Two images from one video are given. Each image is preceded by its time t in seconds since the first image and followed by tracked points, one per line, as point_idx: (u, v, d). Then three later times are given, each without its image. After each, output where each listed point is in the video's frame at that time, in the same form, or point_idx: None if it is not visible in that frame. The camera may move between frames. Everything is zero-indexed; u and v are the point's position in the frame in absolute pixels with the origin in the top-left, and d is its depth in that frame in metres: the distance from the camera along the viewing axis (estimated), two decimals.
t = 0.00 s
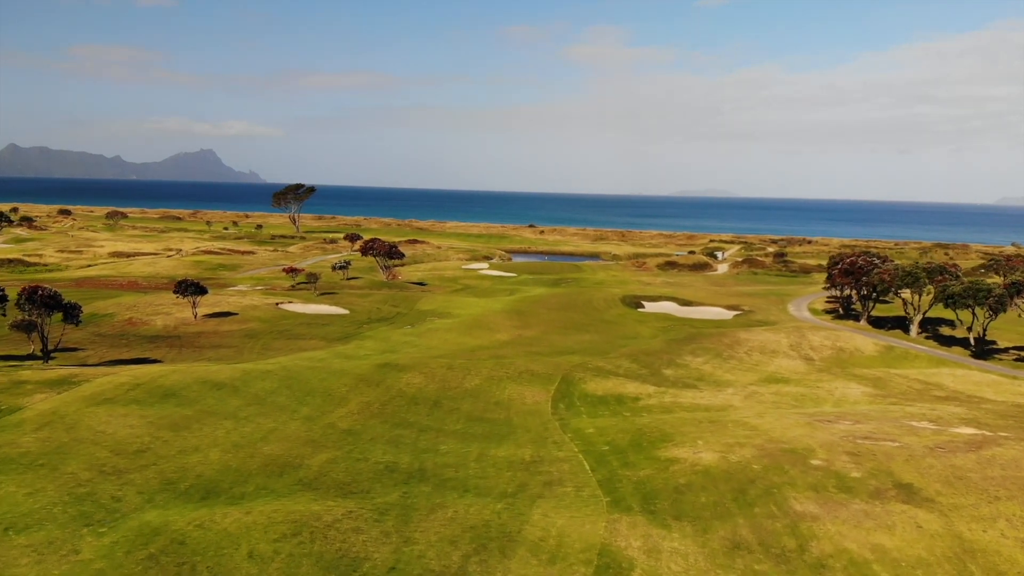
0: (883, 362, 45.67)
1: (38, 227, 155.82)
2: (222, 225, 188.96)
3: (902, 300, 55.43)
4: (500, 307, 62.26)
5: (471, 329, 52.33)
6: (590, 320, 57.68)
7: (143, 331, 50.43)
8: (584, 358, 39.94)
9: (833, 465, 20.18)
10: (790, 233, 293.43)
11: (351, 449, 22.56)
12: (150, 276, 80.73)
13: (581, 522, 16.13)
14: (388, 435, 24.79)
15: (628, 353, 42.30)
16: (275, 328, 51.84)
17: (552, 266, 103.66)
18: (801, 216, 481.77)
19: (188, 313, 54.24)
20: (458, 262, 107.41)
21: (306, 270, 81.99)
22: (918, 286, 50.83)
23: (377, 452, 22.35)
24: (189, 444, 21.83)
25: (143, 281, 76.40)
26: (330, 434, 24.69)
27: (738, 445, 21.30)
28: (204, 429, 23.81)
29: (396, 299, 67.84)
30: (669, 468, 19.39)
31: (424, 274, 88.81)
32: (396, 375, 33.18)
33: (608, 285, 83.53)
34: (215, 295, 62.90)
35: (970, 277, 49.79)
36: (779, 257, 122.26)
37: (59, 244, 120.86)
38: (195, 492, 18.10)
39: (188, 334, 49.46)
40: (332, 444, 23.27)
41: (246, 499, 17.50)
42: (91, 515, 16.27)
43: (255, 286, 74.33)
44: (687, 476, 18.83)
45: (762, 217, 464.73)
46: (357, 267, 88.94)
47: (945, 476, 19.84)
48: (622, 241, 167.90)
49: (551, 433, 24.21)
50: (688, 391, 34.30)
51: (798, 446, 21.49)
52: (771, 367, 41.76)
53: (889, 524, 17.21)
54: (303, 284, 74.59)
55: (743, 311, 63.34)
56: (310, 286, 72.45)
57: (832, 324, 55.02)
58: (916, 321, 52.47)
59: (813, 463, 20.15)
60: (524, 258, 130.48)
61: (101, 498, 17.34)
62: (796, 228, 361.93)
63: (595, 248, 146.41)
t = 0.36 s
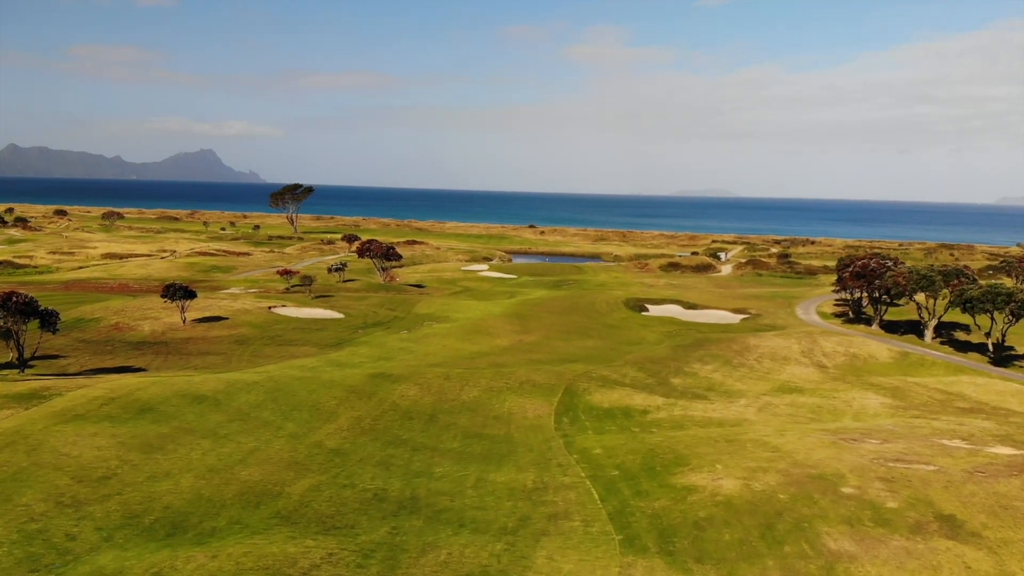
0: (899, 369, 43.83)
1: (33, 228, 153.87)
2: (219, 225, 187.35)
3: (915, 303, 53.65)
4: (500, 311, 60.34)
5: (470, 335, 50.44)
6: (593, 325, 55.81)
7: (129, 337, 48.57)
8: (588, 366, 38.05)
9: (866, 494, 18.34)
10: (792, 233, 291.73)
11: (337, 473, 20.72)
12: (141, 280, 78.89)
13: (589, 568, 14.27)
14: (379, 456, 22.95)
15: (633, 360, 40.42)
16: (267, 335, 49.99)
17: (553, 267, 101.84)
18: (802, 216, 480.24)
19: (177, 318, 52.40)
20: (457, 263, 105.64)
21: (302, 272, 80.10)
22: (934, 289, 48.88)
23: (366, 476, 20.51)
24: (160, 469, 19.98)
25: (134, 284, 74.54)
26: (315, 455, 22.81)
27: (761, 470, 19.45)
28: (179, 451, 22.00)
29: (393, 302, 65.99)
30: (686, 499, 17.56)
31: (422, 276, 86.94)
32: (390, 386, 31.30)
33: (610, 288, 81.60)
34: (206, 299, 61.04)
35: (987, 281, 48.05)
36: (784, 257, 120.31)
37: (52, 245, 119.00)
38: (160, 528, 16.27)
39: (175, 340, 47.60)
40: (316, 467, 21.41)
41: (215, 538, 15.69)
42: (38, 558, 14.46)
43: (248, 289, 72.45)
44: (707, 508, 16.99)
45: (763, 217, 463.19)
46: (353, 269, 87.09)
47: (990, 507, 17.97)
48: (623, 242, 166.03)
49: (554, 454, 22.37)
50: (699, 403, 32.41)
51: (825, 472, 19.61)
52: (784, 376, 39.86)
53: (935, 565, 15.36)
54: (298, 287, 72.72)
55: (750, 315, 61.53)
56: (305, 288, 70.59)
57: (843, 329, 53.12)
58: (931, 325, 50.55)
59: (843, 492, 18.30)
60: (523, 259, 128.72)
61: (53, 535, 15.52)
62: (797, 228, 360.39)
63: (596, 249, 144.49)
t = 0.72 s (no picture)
0: (917, 378, 41.92)
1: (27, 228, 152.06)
2: (216, 225, 185.23)
3: (930, 307, 51.73)
4: (500, 314, 58.43)
5: (469, 340, 48.49)
6: (596, 330, 53.91)
7: (113, 343, 46.67)
8: (593, 375, 36.13)
9: (908, 530, 16.41)
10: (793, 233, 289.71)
11: (320, 502, 18.83)
12: (132, 282, 77.08)
13: None
14: (368, 480, 21.04)
15: (640, 368, 38.49)
16: (257, 341, 48.09)
17: (554, 268, 99.95)
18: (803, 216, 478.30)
19: (164, 323, 50.59)
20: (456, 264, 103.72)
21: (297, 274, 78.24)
22: (952, 293, 46.99)
23: (351, 506, 18.63)
24: (123, 500, 18.07)
25: (124, 287, 72.66)
26: (297, 480, 20.88)
27: (790, 503, 17.57)
28: (148, 477, 20.11)
29: (389, 305, 64.11)
30: (709, 538, 15.68)
31: (420, 277, 85.08)
32: (382, 399, 29.38)
33: (613, 290, 79.74)
34: (197, 303, 59.17)
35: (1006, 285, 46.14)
36: (788, 258, 118.48)
37: (45, 245, 117.21)
38: (115, 574, 14.38)
39: (161, 347, 45.73)
40: (297, 495, 19.51)
41: None
42: None
43: (241, 292, 70.58)
44: (733, 550, 15.11)
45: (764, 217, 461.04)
46: (350, 270, 85.19)
47: None
48: (624, 242, 163.96)
49: (559, 479, 20.46)
50: (712, 417, 30.48)
51: (860, 503, 17.71)
52: (798, 386, 37.92)
53: None
54: (292, 289, 70.84)
55: (758, 319, 59.62)
56: (299, 291, 68.70)
57: (856, 334, 51.13)
58: (948, 331, 48.62)
59: (882, 527, 16.38)
60: (523, 260, 127.02)
61: None
62: (798, 228, 358.49)
63: (597, 250, 142.59)
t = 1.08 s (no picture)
0: (936, 386, 40.02)
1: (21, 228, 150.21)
2: (213, 226, 183.42)
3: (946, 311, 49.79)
4: (500, 318, 56.57)
5: (467, 346, 46.67)
6: (600, 334, 52.03)
7: (97, 349, 44.85)
8: (599, 384, 34.26)
9: (959, 572, 14.56)
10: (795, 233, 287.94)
11: (300, 537, 17.05)
12: (123, 285, 75.34)
13: None
14: (355, 508, 19.24)
15: (647, 376, 36.63)
16: (247, 348, 46.32)
17: (555, 269, 98.09)
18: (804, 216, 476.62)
19: (152, 329, 48.89)
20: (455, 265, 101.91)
21: (292, 276, 76.43)
22: (971, 296, 44.91)
23: (334, 542, 16.83)
24: (79, 537, 16.26)
25: (114, 290, 70.91)
26: (278, 508, 19.07)
27: (824, 541, 15.73)
28: (112, 506, 18.33)
29: (386, 308, 62.24)
30: None
31: (418, 279, 83.22)
32: (374, 413, 27.50)
33: (615, 292, 77.87)
34: (187, 307, 57.34)
35: None
36: (792, 259, 116.59)
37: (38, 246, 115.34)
38: None
39: (147, 354, 43.90)
40: (275, 527, 17.70)
41: None
42: None
43: (234, 296, 68.84)
44: None
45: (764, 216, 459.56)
46: (347, 272, 83.31)
47: None
48: (625, 243, 162.21)
49: (565, 509, 18.62)
50: (725, 432, 28.62)
51: (902, 540, 15.87)
52: (814, 396, 36.04)
53: None
54: (286, 291, 68.96)
55: (766, 323, 57.73)
56: (293, 293, 66.82)
57: (870, 338, 49.23)
58: (966, 336, 46.71)
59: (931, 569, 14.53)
60: (524, 261, 125.04)
61: None
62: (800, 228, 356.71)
63: (598, 250, 140.68)
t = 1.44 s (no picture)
0: (958, 395, 38.07)
1: (16, 228, 148.36)
2: (210, 226, 181.38)
3: (964, 315, 47.76)
4: (500, 322, 54.62)
5: (466, 352, 44.78)
6: (604, 339, 50.16)
7: (80, 355, 43.03)
8: (605, 394, 32.35)
9: None
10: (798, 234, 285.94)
11: None
12: (113, 287, 73.44)
13: None
14: (339, 541, 17.40)
15: (656, 385, 34.72)
16: (237, 356, 44.51)
17: (557, 270, 96.18)
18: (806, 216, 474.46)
19: (138, 334, 47.33)
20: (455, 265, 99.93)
21: (287, 278, 74.54)
22: (991, 300, 42.88)
23: None
24: None
25: (104, 292, 69.11)
26: (254, 542, 17.20)
27: None
28: (68, 541, 16.50)
29: (383, 311, 60.38)
30: None
31: (416, 280, 81.34)
32: (365, 429, 25.59)
33: (619, 294, 75.90)
34: (176, 311, 55.50)
35: None
36: (798, 260, 114.42)
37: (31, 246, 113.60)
38: None
39: (132, 361, 42.06)
40: (248, 567, 15.83)
41: None
42: None
43: (227, 299, 67.00)
44: None
45: (766, 217, 457.26)
46: (344, 273, 81.37)
47: None
48: (627, 243, 160.10)
49: (572, 544, 16.78)
50: (741, 448, 26.71)
51: None
52: (832, 407, 34.11)
53: None
54: (280, 293, 67.11)
55: (775, 327, 55.84)
56: (287, 295, 64.96)
57: (884, 343, 47.26)
58: (986, 342, 44.76)
59: None
60: (524, 261, 123.04)
61: None
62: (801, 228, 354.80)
63: (600, 251, 138.67)
